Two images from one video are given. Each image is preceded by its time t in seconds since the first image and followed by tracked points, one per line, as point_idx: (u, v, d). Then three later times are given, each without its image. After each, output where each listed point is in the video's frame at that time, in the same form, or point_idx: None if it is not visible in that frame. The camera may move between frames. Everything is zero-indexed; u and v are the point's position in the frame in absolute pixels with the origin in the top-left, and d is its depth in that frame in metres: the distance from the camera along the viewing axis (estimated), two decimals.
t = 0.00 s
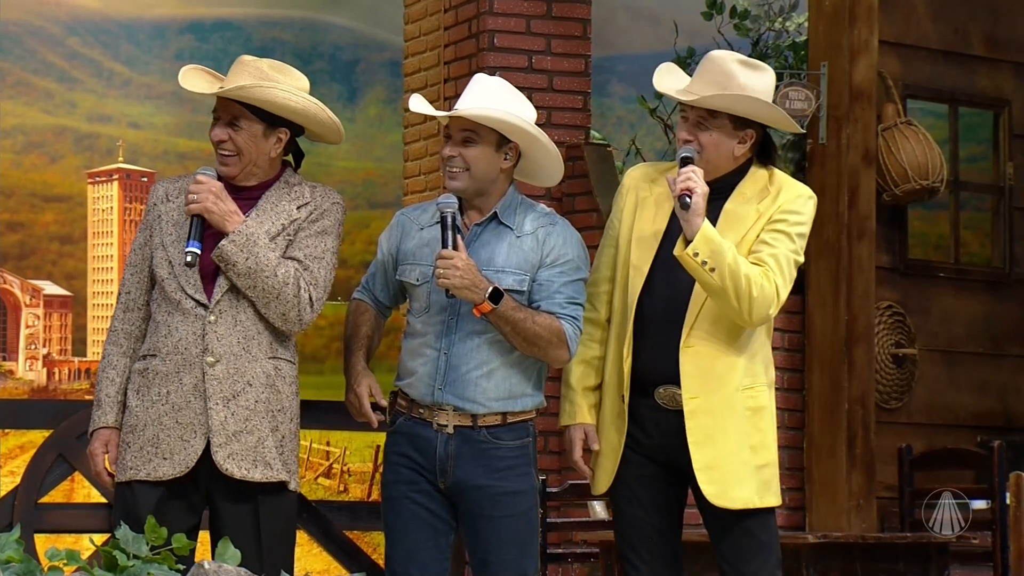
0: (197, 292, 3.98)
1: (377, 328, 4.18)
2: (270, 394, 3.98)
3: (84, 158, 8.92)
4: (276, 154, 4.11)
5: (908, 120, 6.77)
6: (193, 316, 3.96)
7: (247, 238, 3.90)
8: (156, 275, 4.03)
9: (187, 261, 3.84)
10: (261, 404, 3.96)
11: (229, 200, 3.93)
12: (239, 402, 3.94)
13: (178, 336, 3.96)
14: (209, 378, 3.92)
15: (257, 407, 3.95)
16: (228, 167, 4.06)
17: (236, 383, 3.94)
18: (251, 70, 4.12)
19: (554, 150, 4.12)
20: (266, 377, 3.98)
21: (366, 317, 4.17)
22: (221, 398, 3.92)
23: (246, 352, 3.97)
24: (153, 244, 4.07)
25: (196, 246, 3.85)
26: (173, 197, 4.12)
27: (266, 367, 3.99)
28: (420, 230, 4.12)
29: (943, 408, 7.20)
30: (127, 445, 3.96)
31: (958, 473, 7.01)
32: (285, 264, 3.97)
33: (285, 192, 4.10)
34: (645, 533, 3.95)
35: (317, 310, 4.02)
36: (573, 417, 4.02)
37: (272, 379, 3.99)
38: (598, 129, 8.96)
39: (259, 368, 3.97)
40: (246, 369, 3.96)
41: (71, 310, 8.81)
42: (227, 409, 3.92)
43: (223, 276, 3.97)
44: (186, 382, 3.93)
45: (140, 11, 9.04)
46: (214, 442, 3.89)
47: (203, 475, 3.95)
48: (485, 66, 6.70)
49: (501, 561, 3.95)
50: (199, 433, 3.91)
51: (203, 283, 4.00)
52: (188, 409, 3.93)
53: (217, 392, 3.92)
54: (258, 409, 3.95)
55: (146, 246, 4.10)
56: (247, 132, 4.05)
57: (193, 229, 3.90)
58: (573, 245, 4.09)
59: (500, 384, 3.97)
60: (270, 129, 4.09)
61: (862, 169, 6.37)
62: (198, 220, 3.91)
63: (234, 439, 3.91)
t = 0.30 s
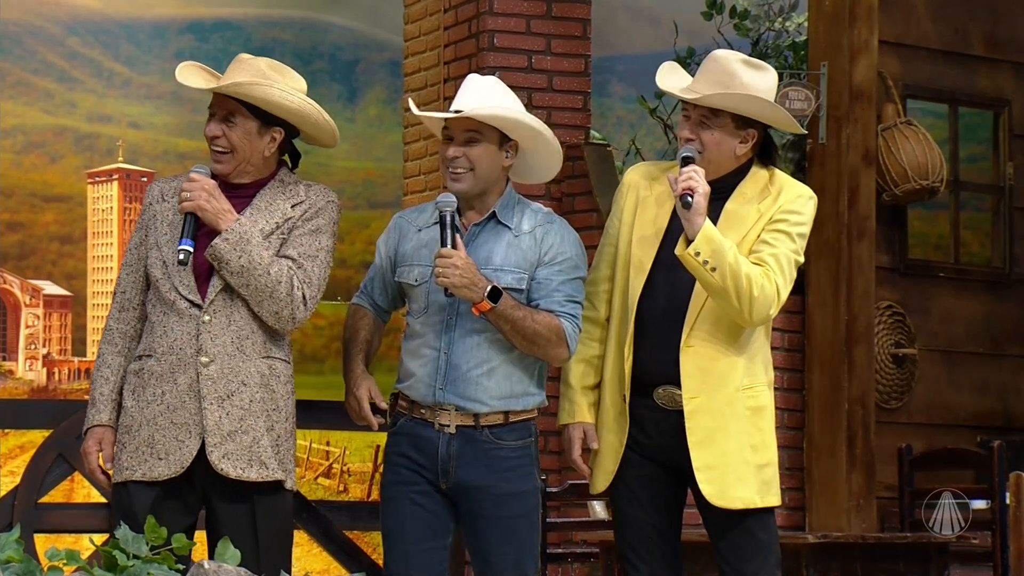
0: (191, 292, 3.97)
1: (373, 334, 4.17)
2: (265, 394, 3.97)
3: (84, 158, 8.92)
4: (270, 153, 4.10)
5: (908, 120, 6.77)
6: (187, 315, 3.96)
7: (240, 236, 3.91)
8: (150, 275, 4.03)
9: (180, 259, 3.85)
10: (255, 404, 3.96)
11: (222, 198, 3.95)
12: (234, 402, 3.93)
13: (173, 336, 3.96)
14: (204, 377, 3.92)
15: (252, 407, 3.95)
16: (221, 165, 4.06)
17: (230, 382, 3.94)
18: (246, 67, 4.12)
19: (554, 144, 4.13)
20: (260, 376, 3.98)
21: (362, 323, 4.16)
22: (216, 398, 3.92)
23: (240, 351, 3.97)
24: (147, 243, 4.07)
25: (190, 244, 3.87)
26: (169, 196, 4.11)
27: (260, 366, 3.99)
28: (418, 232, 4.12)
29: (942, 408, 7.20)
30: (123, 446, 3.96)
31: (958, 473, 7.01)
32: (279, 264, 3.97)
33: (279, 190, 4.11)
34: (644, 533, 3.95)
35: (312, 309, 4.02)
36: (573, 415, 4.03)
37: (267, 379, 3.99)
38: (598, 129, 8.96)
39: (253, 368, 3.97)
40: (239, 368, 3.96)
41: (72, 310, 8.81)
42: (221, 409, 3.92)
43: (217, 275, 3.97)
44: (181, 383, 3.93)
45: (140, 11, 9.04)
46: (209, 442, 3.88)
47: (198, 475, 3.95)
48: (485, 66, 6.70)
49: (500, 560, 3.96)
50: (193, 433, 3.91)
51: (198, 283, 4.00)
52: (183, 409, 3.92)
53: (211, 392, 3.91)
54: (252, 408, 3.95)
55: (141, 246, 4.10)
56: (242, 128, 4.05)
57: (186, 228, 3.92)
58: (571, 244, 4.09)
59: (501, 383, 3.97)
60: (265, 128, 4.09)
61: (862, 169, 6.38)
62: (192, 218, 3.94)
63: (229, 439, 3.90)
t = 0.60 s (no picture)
0: (176, 289, 3.98)
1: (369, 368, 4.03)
2: (246, 390, 3.94)
3: (84, 158, 8.92)
4: (255, 155, 4.11)
5: (908, 119, 6.77)
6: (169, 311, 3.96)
7: (221, 230, 3.89)
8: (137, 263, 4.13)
9: (160, 253, 3.87)
10: (236, 399, 3.92)
11: (204, 192, 3.94)
12: (214, 397, 3.91)
13: (156, 332, 3.96)
14: (183, 373, 3.90)
15: (232, 402, 3.92)
16: (207, 168, 4.09)
17: (209, 377, 3.91)
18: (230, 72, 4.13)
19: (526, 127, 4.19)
20: (242, 372, 3.94)
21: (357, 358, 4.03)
22: (194, 393, 3.90)
23: (221, 347, 3.94)
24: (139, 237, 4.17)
25: (168, 238, 3.89)
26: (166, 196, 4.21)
27: (242, 361, 3.95)
28: (399, 238, 4.06)
29: (942, 408, 7.21)
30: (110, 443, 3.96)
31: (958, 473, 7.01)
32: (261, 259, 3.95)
33: (265, 188, 4.11)
34: (644, 533, 3.90)
35: (294, 305, 3.99)
36: (574, 414, 4.00)
37: (249, 374, 3.95)
38: (598, 129, 8.96)
39: (234, 363, 3.94)
40: (219, 363, 3.93)
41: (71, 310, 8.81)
42: (200, 404, 3.90)
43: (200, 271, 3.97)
44: (162, 378, 3.93)
45: (140, 11, 9.06)
46: (186, 436, 3.86)
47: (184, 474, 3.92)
48: (484, 66, 6.70)
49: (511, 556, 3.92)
50: (173, 427, 3.89)
51: (183, 279, 4.00)
52: (164, 404, 3.91)
53: (190, 387, 3.90)
54: (232, 404, 3.92)
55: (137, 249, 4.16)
56: (226, 131, 4.07)
57: (167, 221, 3.94)
58: (554, 229, 4.12)
59: (506, 369, 3.96)
60: (250, 130, 4.10)
61: (862, 168, 6.38)
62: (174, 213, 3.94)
63: (206, 434, 3.88)
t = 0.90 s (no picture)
0: (162, 278, 3.95)
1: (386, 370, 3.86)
2: (231, 387, 3.93)
3: (84, 157, 8.92)
4: (248, 155, 4.11)
5: (908, 119, 6.76)
6: (158, 301, 3.93)
7: (211, 228, 3.90)
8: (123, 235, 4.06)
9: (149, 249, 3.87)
10: (220, 395, 3.92)
11: (194, 191, 3.96)
12: (197, 392, 3.90)
13: (141, 320, 3.93)
14: (167, 365, 3.89)
15: (216, 398, 3.91)
16: (199, 165, 4.07)
17: (194, 372, 3.90)
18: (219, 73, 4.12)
19: (511, 132, 4.22)
20: (227, 369, 3.93)
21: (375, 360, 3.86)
22: (179, 387, 3.89)
23: (208, 342, 3.93)
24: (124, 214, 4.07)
25: (158, 234, 3.90)
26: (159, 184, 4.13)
27: (228, 358, 3.94)
28: (403, 242, 3.99)
29: (942, 408, 7.21)
30: (85, 422, 3.93)
31: (958, 473, 7.01)
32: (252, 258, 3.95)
33: (263, 190, 4.10)
34: (656, 534, 3.86)
35: (283, 305, 3.98)
36: (583, 429, 3.92)
37: (236, 371, 3.94)
38: (597, 128, 8.95)
39: (220, 360, 3.93)
40: (206, 359, 3.92)
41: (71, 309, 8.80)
42: (183, 398, 3.88)
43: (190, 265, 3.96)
44: (146, 366, 3.91)
45: (140, 11, 9.07)
46: (166, 429, 3.86)
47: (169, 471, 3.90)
48: (484, 65, 6.71)
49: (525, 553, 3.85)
50: (154, 417, 3.88)
51: (173, 271, 3.98)
52: (146, 392, 3.89)
53: (174, 379, 3.88)
54: (215, 400, 3.91)
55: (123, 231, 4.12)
56: (219, 130, 4.06)
57: (157, 218, 3.93)
58: (545, 227, 4.13)
59: (516, 372, 3.98)
60: (242, 129, 4.09)
61: (862, 168, 6.38)
62: (163, 211, 3.94)
63: (187, 428, 3.87)
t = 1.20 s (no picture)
0: (159, 277, 3.94)
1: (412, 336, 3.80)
2: (227, 388, 3.94)
3: (84, 157, 9.04)
4: (244, 160, 4.11)
5: (908, 120, 6.76)
6: (155, 300, 3.92)
7: (210, 229, 3.91)
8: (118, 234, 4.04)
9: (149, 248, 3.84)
10: (216, 396, 3.92)
11: (194, 193, 3.96)
12: (194, 392, 3.89)
13: (137, 319, 3.92)
14: (165, 364, 3.88)
15: (212, 399, 3.91)
16: (194, 171, 4.05)
17: (191, 372, 3.90)
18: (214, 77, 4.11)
19: (548, 131, 4.15)
20: (224, 370, 3.94)
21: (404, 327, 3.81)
22: (176, 386, 3.88)
23: (206, 343, 3.93)
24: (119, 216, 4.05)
25: (159, 234, 3.87)
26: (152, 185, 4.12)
27: (225, 359, 3.95)
28: (433, 233, 3.93)
29: (943, 408, 7.22)
30: (77, 420, 3.91)
31: (959, 473, 7.01)
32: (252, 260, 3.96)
33: (254, 196, 4.09)
34: (672, 531, 3.86)
35: (280, 307, 3.99)
36: (615, 421, 3.89)
37: (232, 373, 3.95)
38: (598, 129, 8.93)
39: (217, 361, 3.93)
40: (203, 359, 3.92)
41: (71, 309, 8.84)
42: (180, 397, 3.88)
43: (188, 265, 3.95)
44: (143, 365, 3.90)
45: (140, 11, 9.17)
46: (163, 428, 3.85)
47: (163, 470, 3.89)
48: (484, 65, 6.67)
49: (535, 556, 3.81)
50: (151, 416, 3.87)
51: (169, 271, 3.97)
52: (142, 391, 3.88)
53: (171, 378, 3.88)
54: (211, 400, 3.91)
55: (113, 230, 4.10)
56: (215, 135, 4.05)
57: (158, 218, 3.91)
58: (575, 226, 4.04)
59: (539, 374, 3.89)
60: (239, 135, 4.09)
61: (862, 168, 6.32)
62: (163, 211, 3.93)
63: (183, 428, 3.87)
